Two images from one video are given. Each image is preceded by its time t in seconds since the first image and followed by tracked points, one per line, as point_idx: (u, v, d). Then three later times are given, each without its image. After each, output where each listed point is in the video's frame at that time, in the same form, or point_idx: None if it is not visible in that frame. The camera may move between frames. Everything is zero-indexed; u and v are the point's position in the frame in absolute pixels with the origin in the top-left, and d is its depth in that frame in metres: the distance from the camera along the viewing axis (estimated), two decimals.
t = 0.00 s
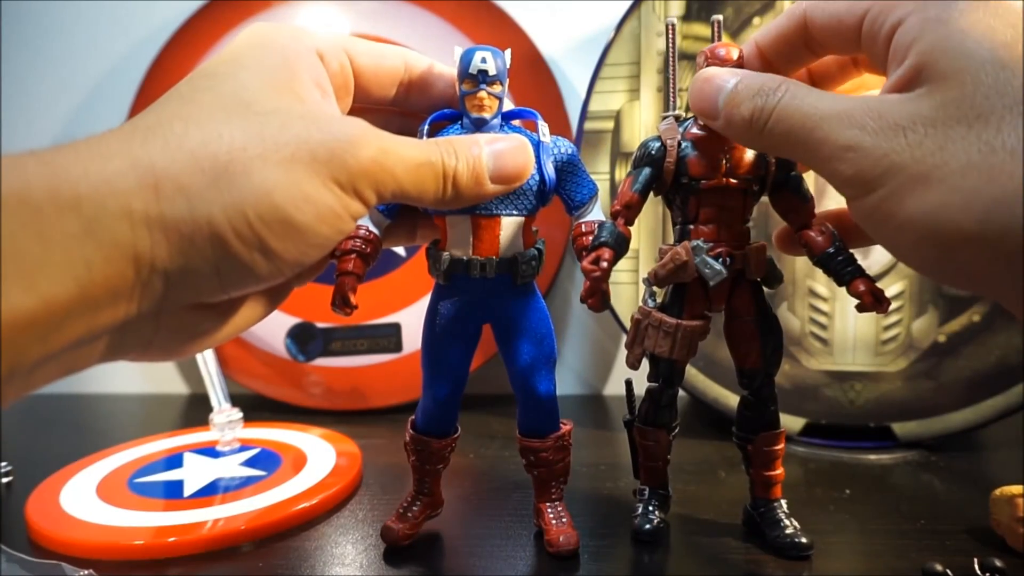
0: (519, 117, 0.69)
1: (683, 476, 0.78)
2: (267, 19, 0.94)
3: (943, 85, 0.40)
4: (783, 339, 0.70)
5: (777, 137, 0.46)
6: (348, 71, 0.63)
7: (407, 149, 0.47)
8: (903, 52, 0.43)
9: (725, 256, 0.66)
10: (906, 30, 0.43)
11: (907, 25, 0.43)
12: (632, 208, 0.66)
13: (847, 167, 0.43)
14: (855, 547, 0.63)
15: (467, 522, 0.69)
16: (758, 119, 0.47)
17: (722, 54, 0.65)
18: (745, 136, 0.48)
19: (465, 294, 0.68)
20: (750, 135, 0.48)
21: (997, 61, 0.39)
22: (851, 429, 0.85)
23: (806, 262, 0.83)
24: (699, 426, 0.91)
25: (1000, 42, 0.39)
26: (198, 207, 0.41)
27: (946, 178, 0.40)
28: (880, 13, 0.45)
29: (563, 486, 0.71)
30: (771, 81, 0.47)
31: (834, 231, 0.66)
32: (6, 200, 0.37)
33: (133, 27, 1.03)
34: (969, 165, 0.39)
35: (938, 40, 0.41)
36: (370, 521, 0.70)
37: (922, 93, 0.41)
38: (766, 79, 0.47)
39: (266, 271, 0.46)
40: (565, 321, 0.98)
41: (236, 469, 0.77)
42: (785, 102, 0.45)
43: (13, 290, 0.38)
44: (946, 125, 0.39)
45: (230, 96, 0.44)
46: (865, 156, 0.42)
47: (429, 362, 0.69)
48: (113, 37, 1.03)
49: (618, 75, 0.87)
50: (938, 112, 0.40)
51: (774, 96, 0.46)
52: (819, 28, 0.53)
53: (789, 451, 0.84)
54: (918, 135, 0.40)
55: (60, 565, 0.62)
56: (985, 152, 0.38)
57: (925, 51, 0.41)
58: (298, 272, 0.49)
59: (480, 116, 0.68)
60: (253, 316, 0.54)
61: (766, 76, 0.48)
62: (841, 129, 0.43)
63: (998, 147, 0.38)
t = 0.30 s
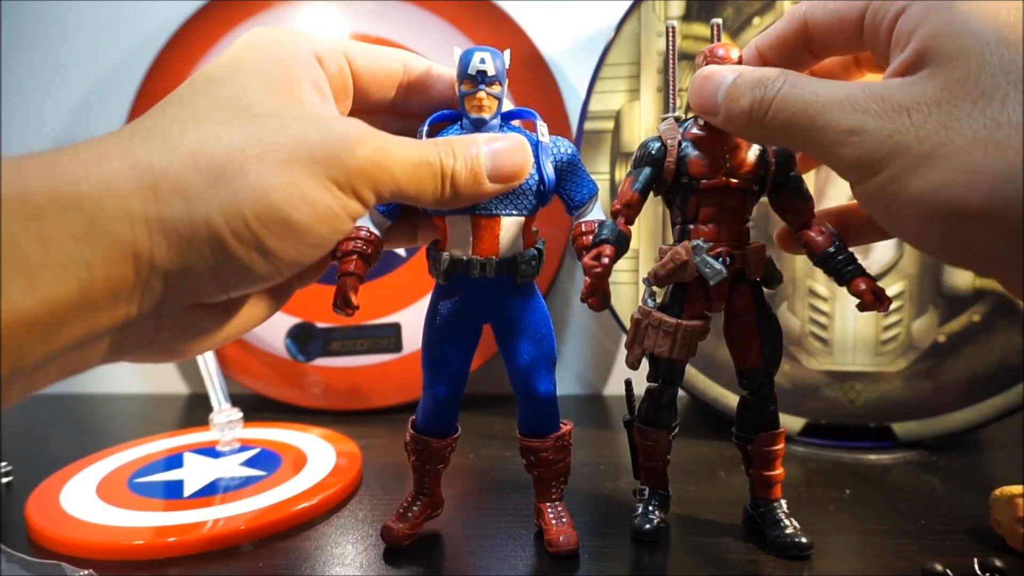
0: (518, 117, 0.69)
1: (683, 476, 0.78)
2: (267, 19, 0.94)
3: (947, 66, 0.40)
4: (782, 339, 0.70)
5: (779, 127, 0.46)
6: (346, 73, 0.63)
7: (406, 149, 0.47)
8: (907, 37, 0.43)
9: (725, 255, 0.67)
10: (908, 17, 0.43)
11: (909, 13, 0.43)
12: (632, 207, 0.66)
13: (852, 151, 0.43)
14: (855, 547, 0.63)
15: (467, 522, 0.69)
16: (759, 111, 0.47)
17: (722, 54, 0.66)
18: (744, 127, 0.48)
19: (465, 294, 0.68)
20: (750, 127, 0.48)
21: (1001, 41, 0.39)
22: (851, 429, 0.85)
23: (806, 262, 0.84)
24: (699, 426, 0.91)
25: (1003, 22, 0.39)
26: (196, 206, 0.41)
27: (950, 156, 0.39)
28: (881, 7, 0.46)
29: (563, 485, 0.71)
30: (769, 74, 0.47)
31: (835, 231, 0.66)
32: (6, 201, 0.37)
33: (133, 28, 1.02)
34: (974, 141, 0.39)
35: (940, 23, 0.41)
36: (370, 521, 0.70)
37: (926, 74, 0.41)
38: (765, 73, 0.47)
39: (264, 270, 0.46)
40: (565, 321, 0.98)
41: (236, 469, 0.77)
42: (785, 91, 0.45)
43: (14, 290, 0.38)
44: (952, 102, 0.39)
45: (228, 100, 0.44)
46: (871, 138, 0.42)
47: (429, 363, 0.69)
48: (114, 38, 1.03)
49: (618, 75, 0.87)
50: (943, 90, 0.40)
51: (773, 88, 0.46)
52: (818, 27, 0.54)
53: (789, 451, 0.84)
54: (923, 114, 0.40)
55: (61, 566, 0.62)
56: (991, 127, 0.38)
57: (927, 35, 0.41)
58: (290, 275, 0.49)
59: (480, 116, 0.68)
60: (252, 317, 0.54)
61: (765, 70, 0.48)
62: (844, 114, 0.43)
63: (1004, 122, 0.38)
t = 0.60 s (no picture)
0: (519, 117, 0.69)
1: (683, 476, 0.78)
2: (267, 19, 0.94)
3: (944, 89, 0.40)
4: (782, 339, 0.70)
5: (786, 168, 0.46)
6: (347, 73, 0.64)
7: (406, 147, 0.47)
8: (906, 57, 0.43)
9: (727, 255, 0.67)
10: (908, 34, 0.44)
11: (909, 30, 0.44)
12: (635, 205, 0.66)
13: (851, 182, 0.43)
14: (855, 547, 0.63)
15: (467, 522, 0.69)
16: (767, 154, 0.47)
17: (727, 56, 0.66)
18: (755, 169, 0.49)
19: (466, 293, 0.68)
20: (758, 169, 0.48)
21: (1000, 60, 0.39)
22: (851, 429, 0.85)
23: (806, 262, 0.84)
24: (699, 426, 0.91)
25: (1002, 43, 0.39)
26: (196, 203, 0.41)
27: (950, 181, 0.39)
28: (881, 21, 0.47)
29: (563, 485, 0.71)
30: (777, 116, 0.47)
31: (833, 233, 0.66)
32: (7, 200, 0.37)
33: (133, 27, 1.02)
34: (969, 167, 0.39)
35: (938, 44, 0.41)
36: (370, 521, 0.69)
37: (923, 99, 0.41)
38: (773, 114, 0.48)
39: (264, 269, 0.46)
40: (565, 321, 0.98)
41: (236, 469, 0.77)
42: (789, 133, 0.45)
43: (15, 287, 0.37)
44: (947, 129, 0.40)
45: (229, 98, 0.44)
46: (867, 170, 0.42)
47: (429, 363, 0.69)
48: (115, 38, 1.03)
49: (619, 75, 0.87)
50: (940, 115, 0.40)
51: (779, 131, 0.46)
52: (824, 40, 0.56)
53: (789, 451, 0.84)
54: (919, 141, 0.40)
55: (61, 565, 0.62)
56: (986, 153, 0.39)
57: (926, 55, 0.42)
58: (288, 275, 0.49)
59: (480, 116, 0.68)
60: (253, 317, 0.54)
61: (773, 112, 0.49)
62: (844, 149, 0.43)
63: (1000, 148, 0.38)
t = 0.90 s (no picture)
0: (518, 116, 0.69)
1: (683, 476, 0.78)
2: (268, 20, 0.95)
3: (941, 81, 0.40)
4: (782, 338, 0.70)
5: (789, 167, 0.47)
6: (342, 78, 0.63)
7: (399, 128, 0.48)
8: (904, 50, 0.43)
9: (727, 255, 0.66)
10: (905, 27, 0.44)
11: (906, 23, 0.44)
12: (634, 205, 0.66)
13: (848, 176, 0.43)
14: (855, 547, 0.63)
15: (467, 522, 0.69)
16: (770, 153, 0.48)
17: (726, 56, 0.66)
18: (758, 168, 0.49)
19: (466, 293, 0.68)
20: (762, 168, 0.49)
21: (996, 51, 0.39)
22: (851, 429, 0.85)
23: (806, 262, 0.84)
24: (699, 427, 0.91)
25: (1000, 34, 0.39)
26: (192, 206, 0.41)
27: (950, 173, 0.39)
28: (880, 16, 0.47)
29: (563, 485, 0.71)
30: (778, 116, 0.48)
31: (833, 233, 0.66)
32: (3, 210, 0.37)
33: (133, 27, 1.02)
34: (970, 156, 0.39)
35: (934, 37, 0.41)
36: (370, 521, 0.70)
37: (920, 91, 0.41)
38: (774, 113, 0.48)
39: (265, 269, 0.46)
40: (566, 321, 0.98)
41: (236, 469, 0.77)
42: (789, 132, 0.46)
43: (15, 299, 0.37)
44: (945, 120, 0.40)
45: (220, 102, 0.45)
46: (864, 163, 0.42)
47: (429, 364, 0.69)
48: (114, 38, 1.03)
49: (619, 75, 0.87)
50: (936, 107, 0.40)
51: (780, 129, 0.47)
52: (823, 38, 0.56)
53: (789, 451, 0.84)
54: (916, 132, 0.40)
55: (61, 565, 0.62)
56: (986, 142, 0.38)
57: (922, 48, 0.42)
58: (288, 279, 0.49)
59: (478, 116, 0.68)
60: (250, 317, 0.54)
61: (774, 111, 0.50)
62: (842, 144, 0.43)
63: (999, 138, 0.38)
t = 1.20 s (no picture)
0: (515, 117, 0.70)
1: (683, 476, 0.78)
2: (268, 19, 0.95)
3: (949, 91, 0.40)
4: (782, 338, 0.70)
5: (792, 202, 0.44)
6: (336, 83, 0.63)
7: (394, 129, 0.47)
8: (908, 59, 0.43)
9: (726, 254, 0.67)
10: (908, 36, 0.44)
11: (909, 32, 0.44)
12: (634, 205, 0.66)
13: (858, 196, 0.42)
14: (855, 547, 0.63)
15: (467, 522, 0.69)
16: (770, 194, 0.45)
17: (727, 56, 0.66)
18: (755, 212, 0.46)
19: (460, 294, 0.68)
20: (761, 211, 0.46)
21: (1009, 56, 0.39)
22: (851, 429, 0.85)
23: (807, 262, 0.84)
24: (699, 427, 0.91)
25: (1006, 41, 0.39)
26: (183, 209, 0.41)
27: (971, 181, 0.39)
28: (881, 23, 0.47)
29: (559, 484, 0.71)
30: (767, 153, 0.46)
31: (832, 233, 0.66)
32: None
33: (133, 27, 1.02)
34: (989, 163, 0.38)
35: (940, 45, 0.41)
36: (370, 521, 0.69)
37: (927, 101, 0.41)
38: (765, 152, 0.46)
39: (257, 271, 0.45)
40: (565, 321, 0.98)
41: (236, 469, 0.77)
42: (787, 166, 0.44)
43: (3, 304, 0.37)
44: (956, 130, 0.39)
45: (213, 108, 0.45)
46: (877, 179, 0.41)
47: (424, 366, 0.68)
48: (114, 38, 1.03)
49: (619, 75, 0.87)
50: (951, 114, 0.40)
51: (775, 167, 0.44)
52: (823, 40, 0.56)
53: (789, 451, 0.84)
54: (930, 141, 0.40)
55: (61, 565, 0.62)
56: (1004, 147, 0.38)
57: (927, 57, 0.41)
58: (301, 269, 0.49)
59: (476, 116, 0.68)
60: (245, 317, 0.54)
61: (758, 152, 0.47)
62: (849, 170, 0.42)
63: (1016, 142, 0.38)
